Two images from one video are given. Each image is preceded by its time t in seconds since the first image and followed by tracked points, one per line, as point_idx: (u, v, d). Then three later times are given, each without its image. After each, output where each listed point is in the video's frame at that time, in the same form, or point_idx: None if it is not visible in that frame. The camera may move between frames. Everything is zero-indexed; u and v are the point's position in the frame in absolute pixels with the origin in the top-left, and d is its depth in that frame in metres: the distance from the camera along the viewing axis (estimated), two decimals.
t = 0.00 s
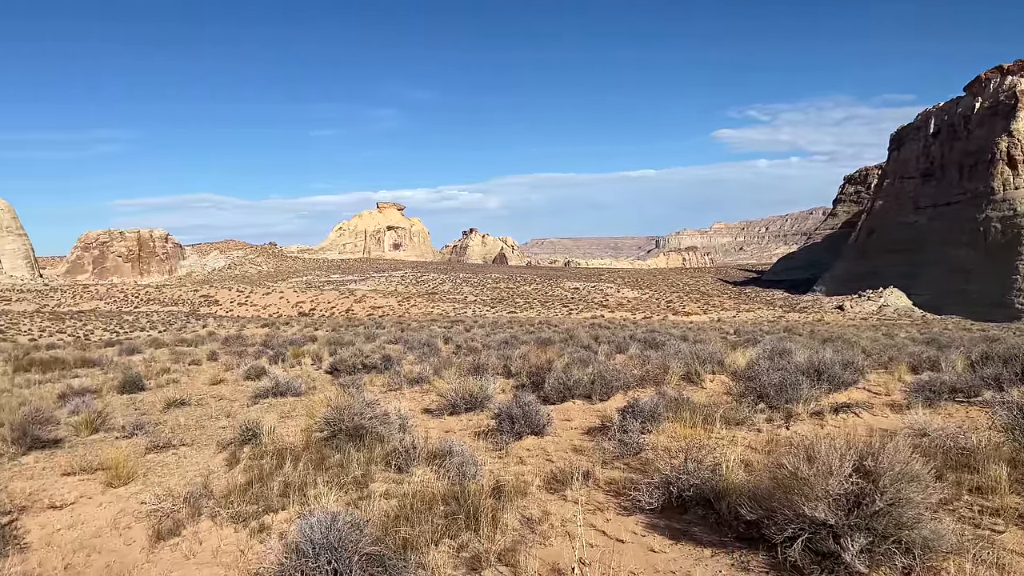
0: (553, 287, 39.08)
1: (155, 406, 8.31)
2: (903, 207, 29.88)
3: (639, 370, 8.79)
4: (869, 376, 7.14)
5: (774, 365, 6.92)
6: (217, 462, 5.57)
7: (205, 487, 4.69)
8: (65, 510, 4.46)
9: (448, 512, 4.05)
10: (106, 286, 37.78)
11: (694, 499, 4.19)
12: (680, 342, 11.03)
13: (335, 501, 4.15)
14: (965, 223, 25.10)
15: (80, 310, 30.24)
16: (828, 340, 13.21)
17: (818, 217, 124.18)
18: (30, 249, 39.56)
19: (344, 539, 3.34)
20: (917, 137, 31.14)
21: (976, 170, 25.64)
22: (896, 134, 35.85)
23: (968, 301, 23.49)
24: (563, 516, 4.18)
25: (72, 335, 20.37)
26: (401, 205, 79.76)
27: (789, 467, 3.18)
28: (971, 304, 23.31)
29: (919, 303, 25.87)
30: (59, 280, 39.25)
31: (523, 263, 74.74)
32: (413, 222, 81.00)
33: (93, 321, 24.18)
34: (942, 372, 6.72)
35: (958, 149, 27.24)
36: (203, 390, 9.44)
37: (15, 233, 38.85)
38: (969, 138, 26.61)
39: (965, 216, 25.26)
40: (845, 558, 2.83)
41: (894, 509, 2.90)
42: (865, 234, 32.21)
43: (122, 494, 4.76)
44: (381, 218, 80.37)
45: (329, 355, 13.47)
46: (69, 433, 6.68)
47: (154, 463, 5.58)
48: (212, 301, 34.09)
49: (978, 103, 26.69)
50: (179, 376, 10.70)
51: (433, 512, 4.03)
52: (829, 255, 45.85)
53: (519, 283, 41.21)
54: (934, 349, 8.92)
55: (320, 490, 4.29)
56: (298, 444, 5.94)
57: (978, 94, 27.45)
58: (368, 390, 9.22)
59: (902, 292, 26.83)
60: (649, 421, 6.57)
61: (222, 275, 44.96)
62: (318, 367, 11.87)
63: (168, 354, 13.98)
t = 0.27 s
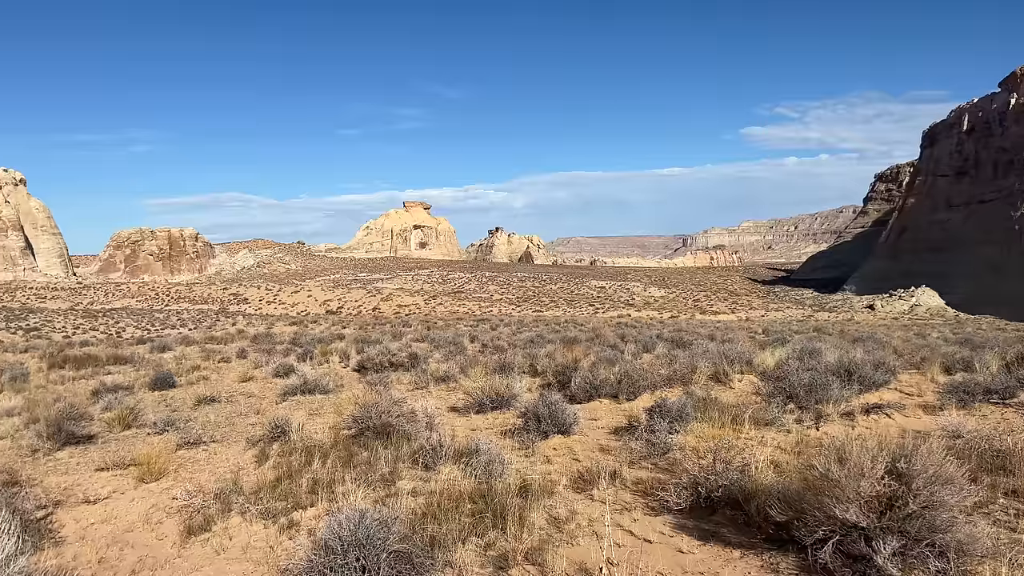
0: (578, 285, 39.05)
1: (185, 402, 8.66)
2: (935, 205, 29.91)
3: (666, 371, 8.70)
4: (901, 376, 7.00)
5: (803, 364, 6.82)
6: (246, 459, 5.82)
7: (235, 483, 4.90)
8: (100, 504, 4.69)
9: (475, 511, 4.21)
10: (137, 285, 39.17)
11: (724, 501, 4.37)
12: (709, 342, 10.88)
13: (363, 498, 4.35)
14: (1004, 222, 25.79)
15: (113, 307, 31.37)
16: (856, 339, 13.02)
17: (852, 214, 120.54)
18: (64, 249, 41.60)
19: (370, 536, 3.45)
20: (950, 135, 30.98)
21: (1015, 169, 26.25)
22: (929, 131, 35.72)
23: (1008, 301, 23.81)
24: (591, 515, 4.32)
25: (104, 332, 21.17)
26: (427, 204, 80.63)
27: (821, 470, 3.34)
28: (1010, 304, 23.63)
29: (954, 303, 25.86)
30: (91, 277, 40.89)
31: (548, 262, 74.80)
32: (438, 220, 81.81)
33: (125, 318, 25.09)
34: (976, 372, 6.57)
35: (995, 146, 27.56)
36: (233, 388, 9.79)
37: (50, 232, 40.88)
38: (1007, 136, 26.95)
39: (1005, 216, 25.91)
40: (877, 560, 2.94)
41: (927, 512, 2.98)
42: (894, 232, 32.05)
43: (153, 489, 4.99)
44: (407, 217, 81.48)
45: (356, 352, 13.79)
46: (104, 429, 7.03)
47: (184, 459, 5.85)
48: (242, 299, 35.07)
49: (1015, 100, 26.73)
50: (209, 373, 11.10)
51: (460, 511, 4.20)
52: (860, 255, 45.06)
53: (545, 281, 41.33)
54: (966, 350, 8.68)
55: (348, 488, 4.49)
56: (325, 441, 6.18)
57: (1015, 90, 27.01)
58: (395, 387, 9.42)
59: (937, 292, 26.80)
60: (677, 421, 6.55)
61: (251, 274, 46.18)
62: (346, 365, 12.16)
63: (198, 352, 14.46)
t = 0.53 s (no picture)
0: (602, 284, 38.94)
1: (212, 400, 8.97)
2: (966, 204, 29.49)
3: (691, 372, 8.62)
4: (932, 377, 6.85)
5: (830, 365, 6.73)
6: (273, 456, 6.03)
7: (261, 481, 5.09)
8: (129, 499, 4.91)
9: (500, 510, 4.33)
10: (165, 284, 40.46)
11: (749, 503, 4.41)
12: (735, 342, 10.76)
13: (387, 497, 4.50)
14: None
15: (144, 306, 32.43)
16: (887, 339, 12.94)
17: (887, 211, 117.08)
18: (94, 248, 43.58)
19: (395, 535, 3.56)
20: (981, 133, 30.91)
21: None
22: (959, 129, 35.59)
23: None
24: (615, 516, 4.40)
25: (133, 331, 21.95)
26: (452, 204, 81.27)
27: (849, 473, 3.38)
28: None
29: (982, 303, 25.32)
30: (122, 276, 42.46)
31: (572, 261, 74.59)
32: (462, 220, 82.37)
33: (154, 317, 25.95)
34: (1011, 375, 6.40)
35: None
36: (259, 385, 10.10)
37: (81, 231, 42.95)
38: None
39: None
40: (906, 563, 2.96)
41: (958, 516, 3.00)
42: (922, 231, 31.54)
43: (181, 485, 5.21)
44: (432, 217, 82.31)
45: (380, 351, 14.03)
46: (134, 425, 7.34)
47: (211, 456, 6.08)
48: (269, 298, 35.93)
49: None
50: (235, 371, 11.46)
51: (485, 510, 4.31)
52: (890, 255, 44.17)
53: (568, 280, 41.35)
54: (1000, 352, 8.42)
55: (373, 486, 4.65)
56: (349, 439, 6.37)
57: None
58: (420, 386, 9.60)
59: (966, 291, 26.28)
60: (703, 421, 6.53)
61: (277, 273, 47.26)
62: (371, 363, 12.40)
63: (225, 350, 14.91)
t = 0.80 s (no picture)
0: (624, 284, 38.77)
1: (238, 398, 9.24)
2: (997, 204, 29.85)
3: (715, 372, 8.56)
4: (959, 378, 6.72)
5: (855, 367, 6.65)
6: (297, 454, 6.20)
7: (286, 479, 5.25)
8: (156, 496, 5.09)
9: (523, 509, 4.40)
10: (190, 282, 41.64)
11: (775, 505, 4.40)
12: (759, 343, 10.67)
13: (412, 496, 4.62)
14: None
15: (173, 305, 33.45)
16: (914, 340, 12.78)
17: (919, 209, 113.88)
18: (121, 247, 45.27)
19: (419, 535, 3.63)
20: (1012, 131, 31.68)
21: None
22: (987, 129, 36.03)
23: None
24: (638, 517, 4.43)
25: (160, 329, 22.68)
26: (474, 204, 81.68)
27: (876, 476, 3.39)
28: None
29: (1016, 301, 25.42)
30: (146, 275, 43.99)
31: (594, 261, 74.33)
32: (484, 219, 82.76)
33: (182, 315, 26.76)
34: None
35: None
36: (283, 384, 10.37)
37: (108, 231, 44.65)
38: None
39: None
40: (935, 568, 2.96)
41: (989, 520, 2.99)
42: (950, 232, 31.66)
43: (207, 483, 5.39)
44: (454, 217, 82.93)
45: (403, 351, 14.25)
46: (161, 423, 7.61)
47: (236, 453, 6.28)
48: (294, 297, 36.71)
49: None
50: (260, 370, 11.77)
51: (508, 510, 4.40)
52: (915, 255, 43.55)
53: (591, 280, 41.25)
54: None
55: (397, 486, 4.77)
56: (373, 438, 6.52)
57: None
58: (443, 386, 9.74)
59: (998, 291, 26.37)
60: (727, 422, 6.50)
61: (301, 273, 48.22)
62: (393, 362, 12.61)
63: (249, 349, 15.31)
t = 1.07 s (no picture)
0: (645, 284, 38.52)
1: (261, 396, 9.50)
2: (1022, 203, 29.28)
3: (738, 373, 8.50)
4: (988, 380, 6.58)
5: (880, 368, 6.56)
6: (319, 453, 6.37)
7: (309, 477, 5.41)
8: (180, 493, 5.28)
9: (545, 510, 4.48)
10: (215, 282, 42.67)
11: (799, 508, 4.39)
12: (782, 343, 10.54)
13: (435, 495, 4.72)
14: None
15: (199, 304, 34.33)
16: (941, 341, 12.52)
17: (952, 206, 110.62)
18: (146, 247, 46.60)
19: (440, 534, 3.71)
20: None
21: None
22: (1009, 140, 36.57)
23: None
24: (660, 518, 4.47)
25: (184, 328, 23.32)
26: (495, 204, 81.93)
27: (902, 479, 3.38)
28: None
29: None
30: (171, 274, 45.27)
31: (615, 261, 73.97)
32: (505, 219, 82.96)
33: (208, 314, 27.46)
34: None
35: None
36: (306, 383, 10.62)
37: (134, 231, 46.04)
38: None
39: None
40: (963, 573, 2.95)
41: (1018, 526, 2.97)
42: (978, 231, 31.16)
43: (230, 480, 5.57)
44: (474, 217, 83.25)
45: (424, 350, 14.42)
46: (186, 420, 7.88)
47: (259, 452, 6.47)
48: (316, 297, 37.35)
49: None
50: (283, 369, 12.05)
51: (530, 510, 4.47)
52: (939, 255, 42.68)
53: (611, 280, 41.07)
54: None
55: (419, 485, 4.88)
56: (395, 437, 6.66)
57: None
58: (464, 385, 9.86)
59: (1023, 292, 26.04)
60: (751, 424, 6.47)
61: (323, 272, 49.05)
62: (415, 362, 12.79)
63: (272, 347, 15.67)
